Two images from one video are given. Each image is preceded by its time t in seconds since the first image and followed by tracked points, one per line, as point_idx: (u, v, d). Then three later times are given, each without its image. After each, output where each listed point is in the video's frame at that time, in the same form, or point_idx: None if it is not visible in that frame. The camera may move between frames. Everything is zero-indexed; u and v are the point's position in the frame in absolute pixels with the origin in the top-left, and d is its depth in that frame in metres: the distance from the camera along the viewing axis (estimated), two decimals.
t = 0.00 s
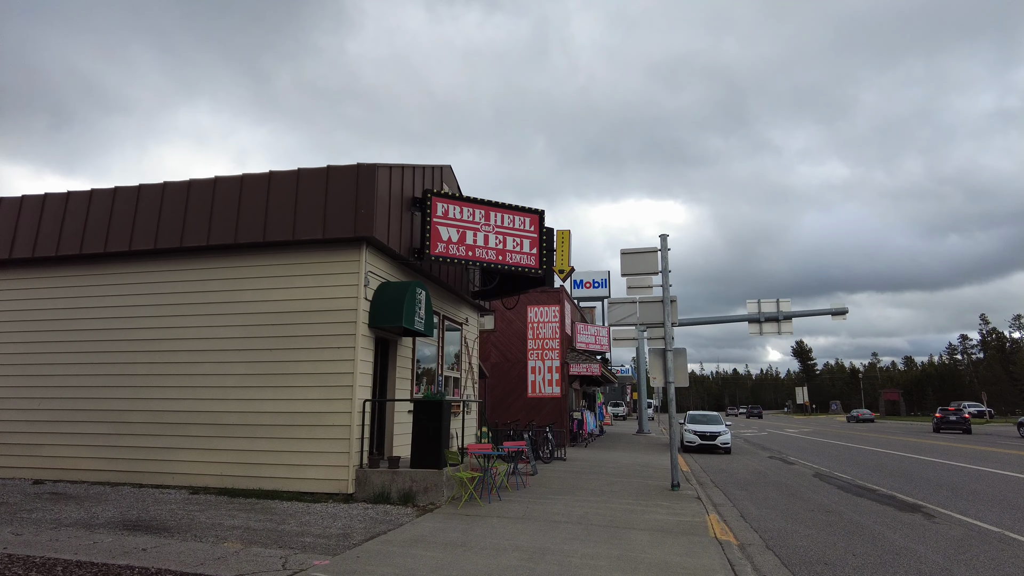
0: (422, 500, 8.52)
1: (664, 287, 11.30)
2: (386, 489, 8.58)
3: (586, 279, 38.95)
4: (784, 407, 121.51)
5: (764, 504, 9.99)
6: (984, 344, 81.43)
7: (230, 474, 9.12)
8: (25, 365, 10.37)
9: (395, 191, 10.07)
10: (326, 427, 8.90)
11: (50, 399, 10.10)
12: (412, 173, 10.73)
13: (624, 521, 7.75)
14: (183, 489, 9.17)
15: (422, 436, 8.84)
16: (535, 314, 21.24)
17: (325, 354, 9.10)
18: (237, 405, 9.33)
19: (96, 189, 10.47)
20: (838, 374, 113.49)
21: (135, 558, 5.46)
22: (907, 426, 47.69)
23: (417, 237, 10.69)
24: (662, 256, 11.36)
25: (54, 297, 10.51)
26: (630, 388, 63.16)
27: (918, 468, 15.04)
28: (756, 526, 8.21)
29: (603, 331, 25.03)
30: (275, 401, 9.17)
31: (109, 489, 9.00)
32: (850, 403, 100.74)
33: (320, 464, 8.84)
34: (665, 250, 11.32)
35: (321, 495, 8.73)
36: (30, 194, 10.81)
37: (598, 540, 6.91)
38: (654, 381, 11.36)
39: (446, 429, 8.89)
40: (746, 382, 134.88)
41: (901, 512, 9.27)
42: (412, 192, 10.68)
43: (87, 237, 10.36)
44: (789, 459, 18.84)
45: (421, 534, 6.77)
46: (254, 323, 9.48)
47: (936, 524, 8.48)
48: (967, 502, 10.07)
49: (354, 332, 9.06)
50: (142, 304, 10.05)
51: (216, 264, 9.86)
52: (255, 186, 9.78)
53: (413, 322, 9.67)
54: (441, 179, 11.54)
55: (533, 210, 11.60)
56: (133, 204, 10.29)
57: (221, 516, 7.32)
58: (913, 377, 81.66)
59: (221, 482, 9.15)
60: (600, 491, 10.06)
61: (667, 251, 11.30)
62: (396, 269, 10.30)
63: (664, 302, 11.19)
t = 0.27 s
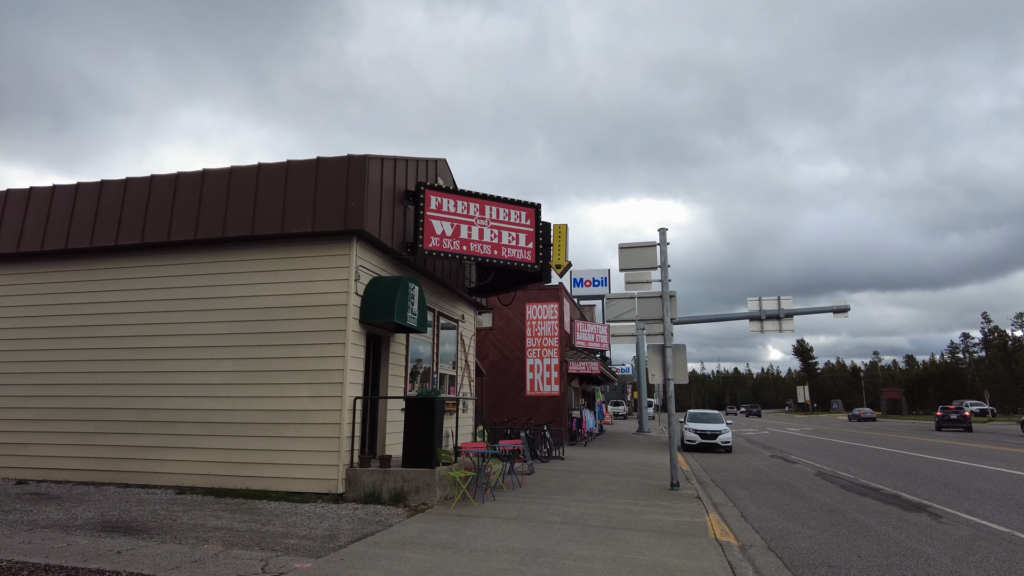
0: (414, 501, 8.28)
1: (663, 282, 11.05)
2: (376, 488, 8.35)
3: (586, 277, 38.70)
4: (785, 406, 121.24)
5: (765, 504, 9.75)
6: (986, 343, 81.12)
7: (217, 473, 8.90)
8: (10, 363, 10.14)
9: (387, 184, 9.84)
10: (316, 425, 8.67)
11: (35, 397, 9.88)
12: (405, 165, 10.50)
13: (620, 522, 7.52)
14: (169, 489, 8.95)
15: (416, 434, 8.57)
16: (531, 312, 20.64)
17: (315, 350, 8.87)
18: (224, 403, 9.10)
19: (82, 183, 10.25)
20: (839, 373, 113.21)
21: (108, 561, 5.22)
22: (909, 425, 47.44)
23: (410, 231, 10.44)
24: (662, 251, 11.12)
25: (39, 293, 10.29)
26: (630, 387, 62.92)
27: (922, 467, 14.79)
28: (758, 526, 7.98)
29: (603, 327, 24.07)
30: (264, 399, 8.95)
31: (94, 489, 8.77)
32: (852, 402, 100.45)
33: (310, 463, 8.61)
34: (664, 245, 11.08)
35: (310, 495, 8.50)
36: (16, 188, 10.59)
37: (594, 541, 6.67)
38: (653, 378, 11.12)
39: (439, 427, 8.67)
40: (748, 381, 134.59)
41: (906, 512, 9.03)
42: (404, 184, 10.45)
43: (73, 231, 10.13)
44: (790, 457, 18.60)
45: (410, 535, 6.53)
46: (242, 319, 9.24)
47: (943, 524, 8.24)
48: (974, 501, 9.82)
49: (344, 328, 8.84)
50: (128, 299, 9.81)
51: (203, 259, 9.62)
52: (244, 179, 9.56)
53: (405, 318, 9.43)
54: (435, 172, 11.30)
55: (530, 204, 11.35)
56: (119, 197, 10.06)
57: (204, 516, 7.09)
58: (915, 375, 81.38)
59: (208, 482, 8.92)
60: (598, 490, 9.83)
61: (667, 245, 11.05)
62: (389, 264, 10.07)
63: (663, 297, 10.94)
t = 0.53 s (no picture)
0: (405, 507, 8.03)
1: (663, 282, 10.80)
2: (367, 494, 8.11)
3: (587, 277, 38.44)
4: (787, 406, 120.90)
5: (768, 509, 9.50)
6: (989, 342, 80.78)
7: (204, 479, 8.64)
8: None
9: (379, 181, 9.60)
10: (305, 429, 8.42)
11: (19, 400, 9.64)
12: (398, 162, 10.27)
13: (618, 529, 7.27)
14: (155, 494, 8.70)
15: (408, 438, 8.31)
16: (530, 313, 20.27)
17: (304, 352, 8.62)
18: (211, 406, 8.84)
19: (68, 181, 10.02)
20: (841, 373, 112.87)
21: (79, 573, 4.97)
22: (912, 425, 47.16)
23: (403, 229, 10.18)
24: (661, 249, 10.87)
25: (24, 294, 10.05)
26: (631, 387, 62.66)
27: (927, 469, 14.53)
28: (760, 533, 7.72)
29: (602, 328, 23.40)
30: (252, 401, 8.69)
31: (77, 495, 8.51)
32: (854, 402, 100.08)
33: (299, 468, 8.36)
34: (664, 243, 10.82)
35: (299, 501, 8.25)
36: None
37: (590, 550, 6.42)
38: (653, 380, 10.86)
39: (432, 431, 8.42)
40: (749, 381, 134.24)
41: (913, 517, 8.77)
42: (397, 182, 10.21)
43: (58, 230, 9.89)
44: (793, 459, 18.34)
45: (399, 544, 6.28)
46: (230, 320, 8.99)
47: (952, 530, 7.98)
48: (982, 505, 9.57)
49: (335, 329, 8.59)
50: (113, 300, 9.57)
51: (190, 259, 9.37)
52: (232, 176, 9.32)
53: (398, 318, 9.18)
54: (430, 170, 11.06)
55: (526, 202, 11.11)
56: (105, 195, 9.82)
57: (187, 524, 6.84)
58: (917, 375, 81.07)
59: (194, 488, 8.67)
60: (597, 495, 9.58)
61: (666, 244, 10.81)
62: (381, 263, 9.82)
63: (663, 297, 10.69)
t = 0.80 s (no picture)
0: (399, 507, 7.82)
1: (664, 277, 10.57)
2: (360, 494, 7.90)
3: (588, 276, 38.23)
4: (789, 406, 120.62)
5: (772, 509, 9.27)
6: (992, 341, 80.41)
7: (194, 478, 8.44)
8: None
9: (374, 173, 9.39)
10: (297, 427, 8.21)
11: (6, 398, 9.44)
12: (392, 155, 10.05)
13: (618, 530, 7.05)
14: (143, 494, 8.49)
15: (402, 437, 8.09)
16: (530, 310, 20.12)
17: (297, 348, 8.41)
18: (201, 403, 8.62)
19: (56, 175, 9.81)
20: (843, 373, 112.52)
21: None
22: (916, 424, 46.89)
23: (398, 224, 9.96)
24: (662, 244, 10.64)
25: (11, 290, 9.85)
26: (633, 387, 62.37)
27: (933, 469, 14.30)
28: (765, 535, 7.50)
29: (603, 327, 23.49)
30: (243, 399, 8.48)
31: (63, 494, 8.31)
32: (857, 401, 99.73)
33: (290, 467, 8.15)
34: (665, 238, 10.59)
35: (290, 501, 8.04)
36: None
37: (588, 552, 6.20)
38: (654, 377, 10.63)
39: (426, 430, 8.20)
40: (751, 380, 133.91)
41: (921, 517, 8.54)
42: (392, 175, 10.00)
43: (46, 225, 9.69)
44: (797, 458, 18.08)
45: (390, 546, 6.07)
46: (220, 316, 8.78)
47: (962, 531, 7.75)
48: (992, 505, 9.33)
49: (327, 325, 8.38)
50: (102, 296, 9.36)
51: (180, 253, 9.16)
52: (223, 169, 9.11)
53: (392, 314, 8.96)
54: (426, 163, 10.85)
55: (524, 196, 10.88)
56: (94, 189, 9.61)
57: (171, 525, 6.61)
58: (920, 374, 80.75)
59: (184, 487, 8.46)
60: (596, 495, 9.36)
61: (667, 238, 10.58)
62: (376, 257, 9.60)
63: (664, 292, 10.46)
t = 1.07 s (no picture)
0: (393, 510, 7.57)
1: (667, 274, 10.31)
2: (353, 497, 7.65)
3: (589, 275, 37.97)
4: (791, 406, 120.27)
5: (778, 513, 9.01)
6: (995, 342, 80.03)
7: (182, 480, 8.20)
8: None
9: (369, 167, 9.14)
10: (288, 428, 7.97)
11: None
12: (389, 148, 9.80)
13: (620, 535, 6.79)
14: (130, 496, 8.25)
15: (398, 438, 7.83)
16: (530, 309, 20.47)
17: (289, 347, 8.17)
18: (190, 403, 8.38)
19: (43, 168, 9.57)
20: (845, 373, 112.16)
21: None
22: (919, 425, 46.61)
23: (395, 219, 9.71)
24: (665, 241, 10.38)
25: None
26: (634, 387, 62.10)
27: (941, 470, 14.04)
28: (772, 540, 7.24)
29: (604, 326, 23.57)
30: (233, 398, 8.24)
31: (48, 496, 8.07)
32: (859, 401, 99.39)
33: (282, 469, 7.90)
34: (668, 234, 10.34)
35: (281, 504, 7.80)
36: None
37: (589, 559, 5.95)
38: (657, 377, 10.37)
39: (422, 430, 7.94)
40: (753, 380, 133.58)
41: (933, 522, 8.27)
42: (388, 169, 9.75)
43: (33, 220, 9.45)
44: (801, 460, 17.81)
45: (382, 553, 5.81)
46: (210, 314, 8.53)
47: (976, 537, 7.49)
48: (1004, 510, 9.06)
49: (320, 322, 8.13)
50: (90, 292, 9.12)
51: (169, 249, 8.91)
52: (214, 162, 8.87)
53: (389, 312, 8.70)
54: (424, 158, 10.60)
55: (524, 191, 10.62)
56: (83, 183, 9.37)
57: (156, 530, 6.35)
58: (923, 374, 80.44)
59: (172, 489, 8.22)
60: (598, 497, 9.11)
61: (671, 234, 10.32)
62: (372, 253, 9.35)
63: (667, 290, 10.21)
